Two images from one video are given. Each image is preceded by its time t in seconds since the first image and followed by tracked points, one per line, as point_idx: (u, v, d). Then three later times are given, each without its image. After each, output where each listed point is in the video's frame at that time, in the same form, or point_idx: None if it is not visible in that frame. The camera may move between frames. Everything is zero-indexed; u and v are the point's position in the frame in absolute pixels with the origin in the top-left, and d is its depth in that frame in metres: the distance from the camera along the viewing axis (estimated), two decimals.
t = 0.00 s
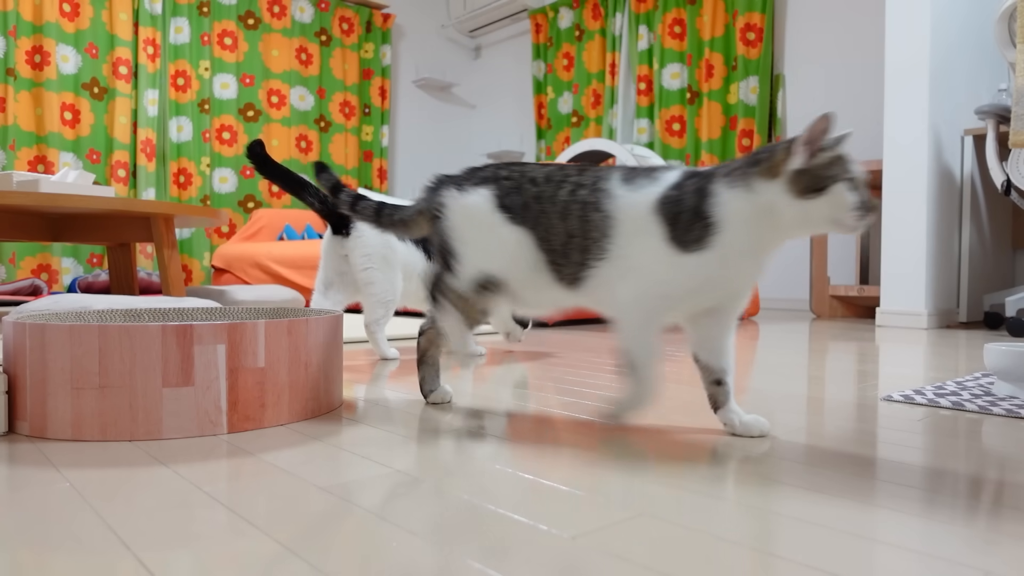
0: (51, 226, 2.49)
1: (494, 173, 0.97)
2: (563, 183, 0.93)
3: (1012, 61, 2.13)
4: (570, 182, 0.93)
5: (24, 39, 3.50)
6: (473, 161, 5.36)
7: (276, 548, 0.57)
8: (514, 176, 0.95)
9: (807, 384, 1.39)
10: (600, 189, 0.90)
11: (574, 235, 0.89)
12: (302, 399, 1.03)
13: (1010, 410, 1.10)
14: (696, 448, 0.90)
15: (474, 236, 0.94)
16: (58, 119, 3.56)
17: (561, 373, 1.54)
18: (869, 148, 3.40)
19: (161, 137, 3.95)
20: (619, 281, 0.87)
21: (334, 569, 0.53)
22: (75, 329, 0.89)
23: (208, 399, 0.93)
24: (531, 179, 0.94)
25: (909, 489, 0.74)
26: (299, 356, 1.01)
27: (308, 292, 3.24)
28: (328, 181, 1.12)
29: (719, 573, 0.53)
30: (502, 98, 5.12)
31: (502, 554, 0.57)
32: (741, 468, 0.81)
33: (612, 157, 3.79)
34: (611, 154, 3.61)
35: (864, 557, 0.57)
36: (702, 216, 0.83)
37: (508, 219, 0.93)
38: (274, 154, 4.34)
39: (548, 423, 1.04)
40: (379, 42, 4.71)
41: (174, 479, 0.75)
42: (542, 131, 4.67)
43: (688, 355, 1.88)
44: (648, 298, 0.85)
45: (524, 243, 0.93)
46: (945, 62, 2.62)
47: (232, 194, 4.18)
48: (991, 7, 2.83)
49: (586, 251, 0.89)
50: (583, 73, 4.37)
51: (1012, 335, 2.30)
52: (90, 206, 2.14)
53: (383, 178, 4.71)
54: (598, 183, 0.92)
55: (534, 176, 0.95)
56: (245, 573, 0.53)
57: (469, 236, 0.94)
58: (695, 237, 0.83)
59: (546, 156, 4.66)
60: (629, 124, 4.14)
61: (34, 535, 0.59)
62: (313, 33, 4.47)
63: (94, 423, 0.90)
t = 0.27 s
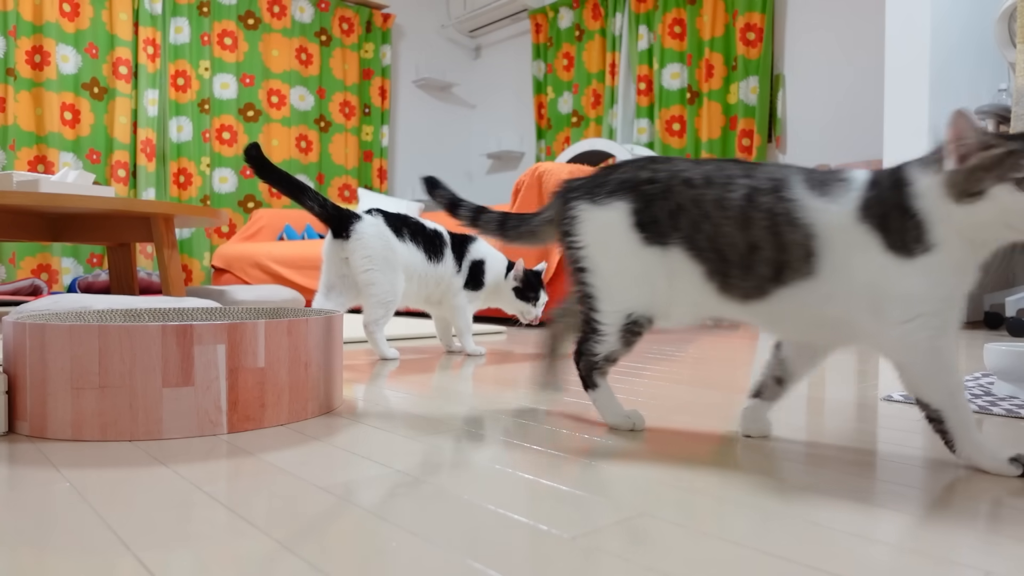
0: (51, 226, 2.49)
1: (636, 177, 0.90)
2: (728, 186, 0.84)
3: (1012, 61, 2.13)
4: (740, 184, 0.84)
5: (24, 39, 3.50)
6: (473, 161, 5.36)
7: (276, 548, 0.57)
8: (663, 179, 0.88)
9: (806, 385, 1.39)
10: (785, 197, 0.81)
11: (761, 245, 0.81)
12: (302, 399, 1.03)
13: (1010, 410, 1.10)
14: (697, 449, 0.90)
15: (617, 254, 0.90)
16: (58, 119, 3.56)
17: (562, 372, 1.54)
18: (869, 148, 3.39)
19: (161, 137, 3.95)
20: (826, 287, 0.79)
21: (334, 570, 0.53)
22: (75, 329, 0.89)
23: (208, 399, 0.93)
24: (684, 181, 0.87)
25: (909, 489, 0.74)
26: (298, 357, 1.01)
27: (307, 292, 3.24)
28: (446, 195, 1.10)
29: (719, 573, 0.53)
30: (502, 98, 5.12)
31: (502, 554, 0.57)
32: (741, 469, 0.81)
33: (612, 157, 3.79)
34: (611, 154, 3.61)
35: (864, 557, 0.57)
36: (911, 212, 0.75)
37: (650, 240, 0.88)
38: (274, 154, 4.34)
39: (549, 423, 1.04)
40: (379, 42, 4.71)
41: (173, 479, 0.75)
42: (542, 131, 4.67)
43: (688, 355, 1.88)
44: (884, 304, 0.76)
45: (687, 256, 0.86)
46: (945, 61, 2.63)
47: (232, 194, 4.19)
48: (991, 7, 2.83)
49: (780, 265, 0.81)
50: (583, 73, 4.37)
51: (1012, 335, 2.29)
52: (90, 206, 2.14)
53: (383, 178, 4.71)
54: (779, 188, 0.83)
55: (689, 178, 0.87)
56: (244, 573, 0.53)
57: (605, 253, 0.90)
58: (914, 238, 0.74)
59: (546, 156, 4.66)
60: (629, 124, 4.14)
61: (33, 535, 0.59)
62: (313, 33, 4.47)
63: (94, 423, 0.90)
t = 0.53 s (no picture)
0: (51, 226, 2.49)
1: (786, 172, 0.81)
2: (891, 167, 0.76)
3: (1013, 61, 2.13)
4: (906, 161, 0.76)
5: (24, 39, 3.50)
6: (473, 161, 5.36)
7: (276, 548, 0.57)
8: (817, 173, 0.79)
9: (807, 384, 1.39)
10: (956, 167, 0.73)
11: (924, 221, 0.72)
12: (302, 399, 1.03)
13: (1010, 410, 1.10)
14: (697, 449, 0.90)
15: (744, 254, 0.80)
16: (58, 119, 3.56)
17: (562, 373, 1.54)
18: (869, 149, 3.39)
19: (161, 137, 3.95)
20: (984, 272, 0.70)
21: (335, 569, 0.53)
22: (75, 330, 0.89)
23: (208, 399, 0.93)
24: (839, 168, 0.78)
25: (909, 489, 0.74)
26: (299, 356, 1.01)
27: (308, 292, 3.24)
28: (576, 204, 1.02)
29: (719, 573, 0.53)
30: (502, 98, 5.12)
31: (502, 554, 0.57)
32: (740, 468, 0.81)
33: (611, 157, 3.79)
34: (611, 154, 3.61)
35: (864, 557, 0.57)
36: None
37: (795, 239, 0.78)
38: (274, 154, 4.34)
39: (549, 423, 1.04)
40: (379, 42, 4.70)
41: (174, 479, 0.75)
42: (543, 131, 4.67)
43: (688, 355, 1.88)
44: (1021, 284, 0.69)
45: (832, 253, 0.77)
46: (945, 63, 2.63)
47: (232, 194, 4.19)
48: (991, 8, 2.83)
49: (940, 241, 0.72)
50: (583, 73, 4.37)
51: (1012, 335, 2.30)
52: (90, 206, 2.14)
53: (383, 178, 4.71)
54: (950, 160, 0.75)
55: (850, 164, 0.78)
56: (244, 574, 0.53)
57: (727, 256, 0.81)
58: None
59: (546, 156, 4.66)
60: (629, 124, 4.13)
61: (33, 535, 0.59)
62: (313, 33, 4.47)
63: (94, 423, 0.90)
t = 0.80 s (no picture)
0: (51, 226, 2.49)
1: (972, 155, 0.71)
2: None
3: (1013, 61, 2.13)
4: None
5: (24, 39, 3.50)
6: (473, 161, 5.36)
7: (275, 547, 0.57)
8: (1010, 157, 0.69)
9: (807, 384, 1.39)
10: None
11: None
12: (302, 399, 1.03)
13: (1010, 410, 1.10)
14: (698, 449, 0.90)
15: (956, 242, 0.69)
16: (58, 119, 3.56)
17: (562, 373, 1.54)
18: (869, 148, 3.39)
19: (161, 137, 3.95)
20: None
21: (334, 569, 0.53)
22: (75, 330, 0.89)
23: (208, 399, 0.93)
24: None
25: (909, 489, 0.74)
26: (298, 357, 1.01)
27: (307, 292, 3.23)
28: (713, 231, 0.86)
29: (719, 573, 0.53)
30: (502, 98, 5.12)
31: (502, 554, 0.57)
32: (740, 468, 0.81)
33: (612, 157, 3.79)
34: (611, 154, 3.61)
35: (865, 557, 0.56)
36: None
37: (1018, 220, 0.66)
38: (274, 154, 4.33)
39: (548, 423, 1.04)
40: (379, 42, 4.70)
41: (173, 479, 0.75)
42: (542, 131, 4.67)
43: (688, 355, 1.87)
44: None
45: None
46: (946, 63, 2.63)
47: (232, 194, 4.19)
48: (991, 7, 2.83)
49: None
50: (583, 73, 4.37)
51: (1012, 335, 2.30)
52: (90, 206, 2.14)
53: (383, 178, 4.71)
54: None
55: None
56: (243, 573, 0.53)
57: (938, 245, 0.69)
58: None
59: (546, 156, 4.66)
60: (629, 124, 4.13)
61: (33, 535, 0.59)
62: (313, 33, 4.47)
63: (94, 423, 0.90)
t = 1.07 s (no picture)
0: (50, 226, 2.49)
1: None
2: None
3: (1013, 61, 2.13)
4: None
5: (24, 39, 3.50)
6: (473, 161, 5.37)
7: (275, 547, 0.57)
8: None
9: (807, 384, 1.39)
10: None
11: None
12: (302, 399, 1.03)
13: (1011, 410, 1.10)
14: (699, 448, 0.90)
15: None
16: (58, 119, 3.56)
17: (562, 373, 1.54)
18: (869, 148, 3.39)
19: (161, 137, 3.95)
20: None
21: (334, 569, 0.53)
22: (75, 330, 0.89)
23: (208, 399, 0.93)
24: None
25: (909, 489, 0.74)
26: (298, 357, 1.01)
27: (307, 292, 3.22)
28: (855, 243, 0.79)
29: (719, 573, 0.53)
30: (502, 98, 5.12)
31: (502, 554, 0.57)
32: (738, 468, 0.81)
33: (612, 157, 3.79)
34: (611, 154, 3.61)
35: (865, 557, 0.57)
36: None
37: None
38: (274, 154, 4.33)
39: (548, 423, 1.04)
40: (379, 42, 4.70)
41: (173, 479, 0.75)
42: (542, 131, 4.67)
43: (688, 355, 1.88)
44: None
45: None
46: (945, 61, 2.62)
47: (232, 194, 4.19)
48: (991, 7, 2.83)
49: None
50: (583, 73, 4.37)
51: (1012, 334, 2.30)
52: (90, 206, 2.14)
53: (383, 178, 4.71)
54: None
55: None
56: (243, 573, 0.53)
57: None
58: None
59: (546, 156, 4.66)
60: (629, 124, 4.13)
61: (33, 535, 0.59)
62: (313, 33, 4.46)
63: (94, 423, 0.90)
